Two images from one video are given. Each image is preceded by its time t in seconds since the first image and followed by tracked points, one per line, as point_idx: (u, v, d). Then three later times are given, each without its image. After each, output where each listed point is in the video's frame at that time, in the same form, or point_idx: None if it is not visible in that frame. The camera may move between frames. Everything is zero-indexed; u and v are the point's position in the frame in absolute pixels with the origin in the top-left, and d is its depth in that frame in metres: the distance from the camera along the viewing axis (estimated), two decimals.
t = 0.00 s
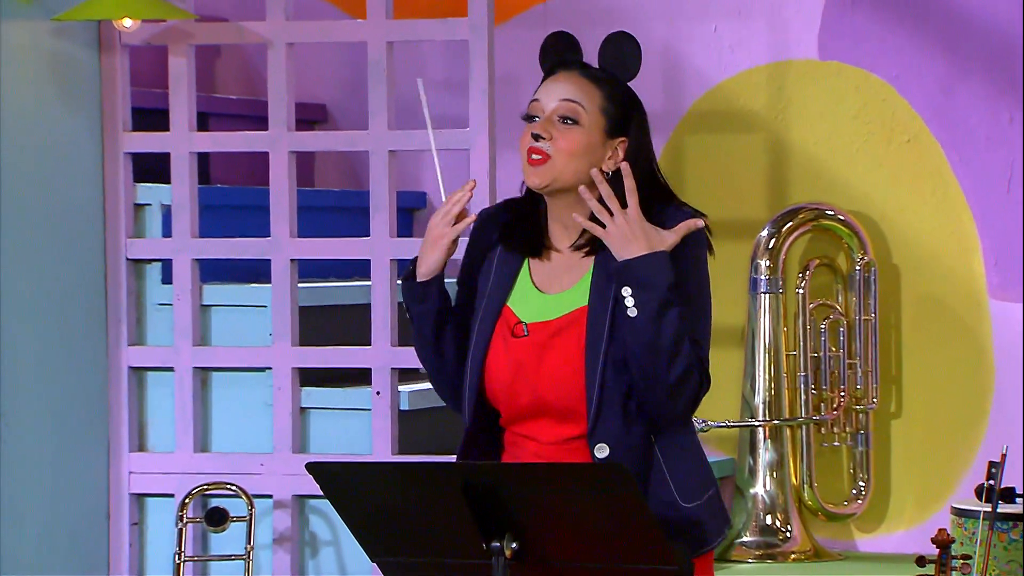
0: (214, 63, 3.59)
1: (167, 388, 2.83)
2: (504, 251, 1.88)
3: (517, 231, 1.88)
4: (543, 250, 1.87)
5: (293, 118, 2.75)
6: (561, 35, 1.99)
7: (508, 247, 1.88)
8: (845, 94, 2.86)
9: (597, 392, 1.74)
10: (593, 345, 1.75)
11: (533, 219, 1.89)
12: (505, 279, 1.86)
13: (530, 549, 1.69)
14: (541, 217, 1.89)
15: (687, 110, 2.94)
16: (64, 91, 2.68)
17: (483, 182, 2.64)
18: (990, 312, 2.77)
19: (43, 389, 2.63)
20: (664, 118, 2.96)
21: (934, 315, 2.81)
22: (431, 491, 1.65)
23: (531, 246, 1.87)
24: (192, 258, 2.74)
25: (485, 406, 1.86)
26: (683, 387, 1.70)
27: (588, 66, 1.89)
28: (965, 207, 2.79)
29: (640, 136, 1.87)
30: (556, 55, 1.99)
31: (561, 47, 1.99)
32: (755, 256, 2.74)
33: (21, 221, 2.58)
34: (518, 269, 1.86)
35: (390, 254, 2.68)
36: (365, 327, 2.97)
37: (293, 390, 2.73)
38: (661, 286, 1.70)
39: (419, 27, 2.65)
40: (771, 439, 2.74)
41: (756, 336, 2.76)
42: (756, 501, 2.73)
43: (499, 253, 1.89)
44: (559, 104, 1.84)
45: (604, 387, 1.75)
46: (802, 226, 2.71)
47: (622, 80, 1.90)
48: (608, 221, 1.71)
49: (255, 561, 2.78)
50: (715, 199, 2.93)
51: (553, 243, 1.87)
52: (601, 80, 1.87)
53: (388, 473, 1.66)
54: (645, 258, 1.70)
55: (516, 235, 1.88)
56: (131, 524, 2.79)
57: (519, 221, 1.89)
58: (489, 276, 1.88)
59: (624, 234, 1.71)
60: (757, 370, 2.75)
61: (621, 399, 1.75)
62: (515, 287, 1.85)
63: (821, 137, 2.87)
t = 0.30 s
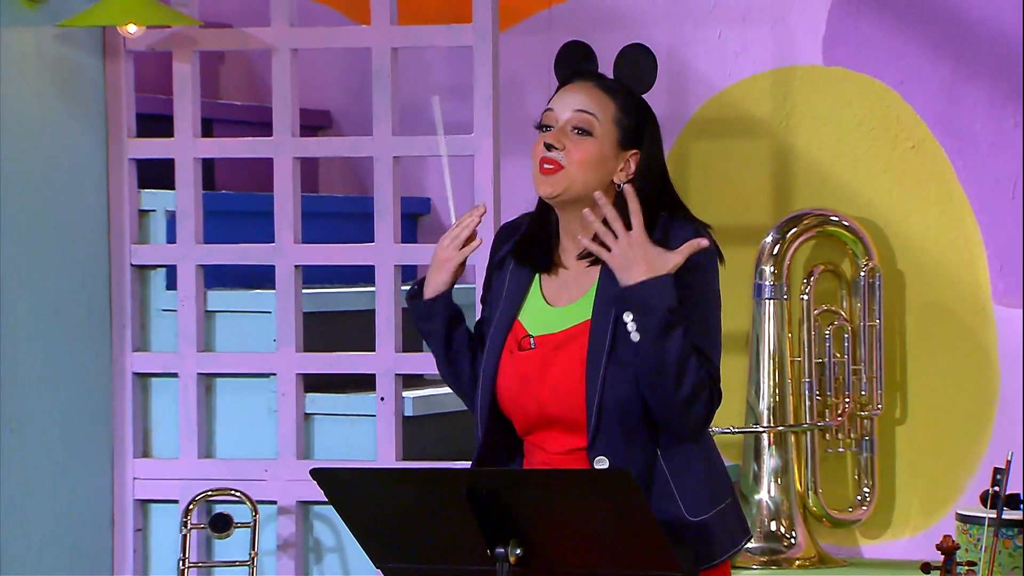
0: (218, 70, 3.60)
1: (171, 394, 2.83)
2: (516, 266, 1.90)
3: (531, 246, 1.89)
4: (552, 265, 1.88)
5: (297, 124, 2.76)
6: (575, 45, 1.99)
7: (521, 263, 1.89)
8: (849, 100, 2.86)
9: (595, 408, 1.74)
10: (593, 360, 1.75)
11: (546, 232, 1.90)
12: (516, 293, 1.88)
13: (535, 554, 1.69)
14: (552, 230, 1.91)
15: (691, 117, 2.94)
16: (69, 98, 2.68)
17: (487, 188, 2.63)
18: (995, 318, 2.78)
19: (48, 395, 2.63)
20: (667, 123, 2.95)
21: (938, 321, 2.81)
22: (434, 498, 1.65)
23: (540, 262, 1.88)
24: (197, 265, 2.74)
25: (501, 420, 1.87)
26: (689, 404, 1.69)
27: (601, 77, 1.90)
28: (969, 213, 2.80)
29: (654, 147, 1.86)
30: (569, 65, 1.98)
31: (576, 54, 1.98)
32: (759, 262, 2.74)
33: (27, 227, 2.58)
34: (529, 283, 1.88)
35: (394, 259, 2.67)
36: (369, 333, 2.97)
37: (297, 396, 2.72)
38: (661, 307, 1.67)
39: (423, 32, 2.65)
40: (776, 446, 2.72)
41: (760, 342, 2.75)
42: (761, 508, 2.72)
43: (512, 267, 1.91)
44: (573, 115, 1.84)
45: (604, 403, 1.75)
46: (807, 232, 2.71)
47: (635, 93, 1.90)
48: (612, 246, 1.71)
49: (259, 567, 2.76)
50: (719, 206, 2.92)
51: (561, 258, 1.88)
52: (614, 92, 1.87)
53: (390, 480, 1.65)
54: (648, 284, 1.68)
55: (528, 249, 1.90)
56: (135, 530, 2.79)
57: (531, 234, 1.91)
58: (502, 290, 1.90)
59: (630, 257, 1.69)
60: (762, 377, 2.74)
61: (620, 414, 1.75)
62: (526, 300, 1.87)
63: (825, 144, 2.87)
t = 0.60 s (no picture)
0: (221, 73, 3.60)
1: (175, 395, 2.83)
2: (516, 264, 1.90)
3: (534, 248, 1.89)
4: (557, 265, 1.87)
5: (300, 125, 2.75)
6: (565, 45, 1.98)
7: (522, 262, 1.89)
8: (852, 101, 2.86)
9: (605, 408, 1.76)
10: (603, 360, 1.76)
11: (547, 232, 1.90)
12: (518, 291, 1.87)
13: (538, 556, 1.69)
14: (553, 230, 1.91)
15: (693, 118, 2.93)
16: (72, 99, 2.68)
17: (490, 189, 2.63)
18: (998, 319, 2.78)
19: (52, 396, 2.63)
20: (670, 124, 2.95)
21: (940, 323, 2.81)
22: (437, 498, 1.65)
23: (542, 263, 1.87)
24: (200, 266, 2.74)
25: (496, 415, 1.88)
26: (689, 414, 1.71)
27: (596, 76, 1.89)
28: (972, 214, 2.79)
29: (654, 147, 1.87)
30: (559, 65, 1.99)
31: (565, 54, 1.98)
32: (762, 263, 2.74)
33: (30, 228, 2.58)
34: (530, 281, 1.88)
35: (397, 261, 2.67)
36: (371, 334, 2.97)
37: (300, 397, 2.72)
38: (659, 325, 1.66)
39: (427, 33, 2.65)
40: (779, 447, 2.73)
41: (763, 343, 2.75)
42: (763, 509, 2.72)
43: (512, 265, 1.91)
44: (574, 120, 1.85)
45: (614, 402, 1.76)
46: (810, 233, 2.71)
47: (629, 90, 1.90)
48: (594, 324, 1.60)
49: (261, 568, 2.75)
50: (721, 208, 2.92)
51: (566, 258, 1.87)
52: (610, 92, 1.87)
53: (393, 481, 1.66)
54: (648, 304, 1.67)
55: (530, 249, 1.89)
56: (138, 532, 2.79)
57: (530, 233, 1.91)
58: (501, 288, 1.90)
59: (617, 329, 1.61)
60: (765, 378, 2.74)
61: (630, 415, 1.77)
62: (528, 296, 1.87)
63: (828, 145, 2.87)
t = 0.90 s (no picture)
0: (225, 74, 3.60)
1: (179, 397, 2.83)
2: (510, 271, 1.93)
3: (532, 252, 1.92)
4: (553, 270, 1.91)
5: (304, 127, 2.75)
6: (558, 46, 2.01)
7: (517, 268, 1.92)
8: (856, 103, 2.85)
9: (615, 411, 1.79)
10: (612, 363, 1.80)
11: (543, 236, 1.93)
12: (513, 297, 1.91)
13: (542, 558, 1.68)
14: (548, 233, 1.93)
15: (697, 119, 2.93)
16: (75, 101, 2.68)
17: (494, 191, 2.63)
18: (1003, 321, 2.78)
19: (55, 397, 2.63)
20: (674, 126, 2.95)
21: (945, 325, 2.81)
22: (441, 501, 1.65)
23: (540, 266, 1.90)
24: (204, 268, 2.74)
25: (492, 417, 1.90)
26: (701, 422, 1.72)
27: (594, 81, 1.93)
28: (977, 216, 2.79)
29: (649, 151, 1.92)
30: (550, 66, 2.01)
31: (555, 56, 2.00)
32: (766, 265, 2.74)
33: (34, 229, 2.58)
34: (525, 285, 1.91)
35: (401, 262, 2.67)
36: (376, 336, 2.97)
37: (304, 399, 2.73)
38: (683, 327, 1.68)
39: (431, 35, 2.65)
40: (782, 448, 2.73)
41: (767, 345, 2.75)
42: (768, 510, 2.71)
43: (506, 271, 1.93)
44: (577, 124, 1.88)
45: (623, 407, 1.80)
46: (814, 235, 2.71)
47: (625, 92, 1.94)
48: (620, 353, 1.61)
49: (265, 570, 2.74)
50: (725, 210, 2.92)
51: (564, 263, 1.91)
52: (609, 95, 1.91)
53: (396, 485, 1.65)
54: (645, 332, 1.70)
55: (528, 256, 1.92)
56: (142, 533, 2.78)
57: (523, 238, 1.94)
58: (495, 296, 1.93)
59: (639, 353, 1.62)
60: (769, 379, 2.74)
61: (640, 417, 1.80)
62: (524, 302, 1.90)
63: (832, 146, 2.87)
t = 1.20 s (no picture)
0: (228, 75, 3.61)
1: (181, 397, 2.83)
2: (514, 270, 1.99)
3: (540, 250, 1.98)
4: (559, 269, 1.98)
5: (306, 127, 2.75)
6: (554, 48, 2.10)
7: (523, 267, 1.98)
8: (858, 103, 2.85)
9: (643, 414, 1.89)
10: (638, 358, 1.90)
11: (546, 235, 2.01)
12: (518, 300, 1.97)
13: (545, 557, 1.68)
14: (548, 234, 2.01)
15: (700, 120, 2.93)
16: (78, 101, 2.68)
17: (496, 191, 2.63)
18: (1006, 321, 2.78)
19: (58, 398, 2.63)
20: (677, 127, 2.95)
21: (948, 326, 2.81)
22: (443, 502, 1.65)
23: (548, 264, 1.97)
24: (206, 268, 2.74)
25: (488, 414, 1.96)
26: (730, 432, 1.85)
27: (598, 84, 2.02)
28: (980, 216, 2.79)
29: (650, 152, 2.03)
30: (544, 66, 2.10)
31: (551, 56, 2.09)
32: (769, 265, 2.73)
33: (37, 230, 2.58)
34: (531, 285, 1.98)
35: (403, 263, 2.67)
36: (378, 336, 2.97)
37: (307, 399, 2.73)
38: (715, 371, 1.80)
39: (433, 35, 2.65)
40: (786, 449, 2.72)
41: (770, 345, 2.75)
42: (770, 511, 2.71)
43: (507, 275, 1.99)
44: (588, 128, 1.97)
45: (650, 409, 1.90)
46: (817, 235, 2.70)
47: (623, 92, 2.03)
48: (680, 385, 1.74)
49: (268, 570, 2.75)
50: (727, 211, 2.92)
51: (571, 262, 1.99)
52: (615, 97, 2.01)
53: (399, 485, 1.65)
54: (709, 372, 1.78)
55: (534, 255, 1.98)
56: (145, 534, 2.79)
57: (522, 241, 2.00)
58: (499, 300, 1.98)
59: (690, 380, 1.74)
60: (771, 381, 2.74)
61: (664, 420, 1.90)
62: (530, 305, 1.96)
63: (835, 147, 2.87)
